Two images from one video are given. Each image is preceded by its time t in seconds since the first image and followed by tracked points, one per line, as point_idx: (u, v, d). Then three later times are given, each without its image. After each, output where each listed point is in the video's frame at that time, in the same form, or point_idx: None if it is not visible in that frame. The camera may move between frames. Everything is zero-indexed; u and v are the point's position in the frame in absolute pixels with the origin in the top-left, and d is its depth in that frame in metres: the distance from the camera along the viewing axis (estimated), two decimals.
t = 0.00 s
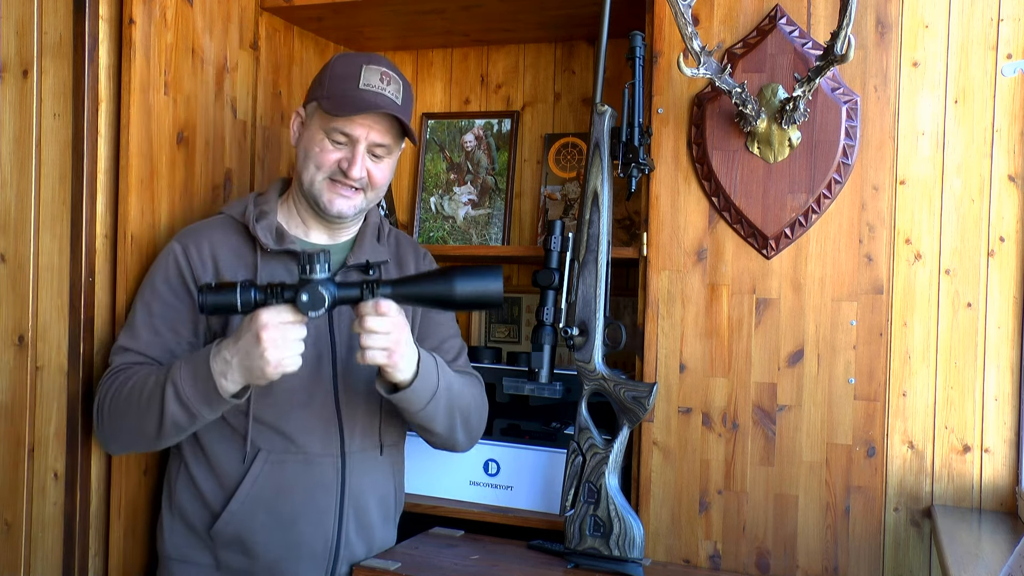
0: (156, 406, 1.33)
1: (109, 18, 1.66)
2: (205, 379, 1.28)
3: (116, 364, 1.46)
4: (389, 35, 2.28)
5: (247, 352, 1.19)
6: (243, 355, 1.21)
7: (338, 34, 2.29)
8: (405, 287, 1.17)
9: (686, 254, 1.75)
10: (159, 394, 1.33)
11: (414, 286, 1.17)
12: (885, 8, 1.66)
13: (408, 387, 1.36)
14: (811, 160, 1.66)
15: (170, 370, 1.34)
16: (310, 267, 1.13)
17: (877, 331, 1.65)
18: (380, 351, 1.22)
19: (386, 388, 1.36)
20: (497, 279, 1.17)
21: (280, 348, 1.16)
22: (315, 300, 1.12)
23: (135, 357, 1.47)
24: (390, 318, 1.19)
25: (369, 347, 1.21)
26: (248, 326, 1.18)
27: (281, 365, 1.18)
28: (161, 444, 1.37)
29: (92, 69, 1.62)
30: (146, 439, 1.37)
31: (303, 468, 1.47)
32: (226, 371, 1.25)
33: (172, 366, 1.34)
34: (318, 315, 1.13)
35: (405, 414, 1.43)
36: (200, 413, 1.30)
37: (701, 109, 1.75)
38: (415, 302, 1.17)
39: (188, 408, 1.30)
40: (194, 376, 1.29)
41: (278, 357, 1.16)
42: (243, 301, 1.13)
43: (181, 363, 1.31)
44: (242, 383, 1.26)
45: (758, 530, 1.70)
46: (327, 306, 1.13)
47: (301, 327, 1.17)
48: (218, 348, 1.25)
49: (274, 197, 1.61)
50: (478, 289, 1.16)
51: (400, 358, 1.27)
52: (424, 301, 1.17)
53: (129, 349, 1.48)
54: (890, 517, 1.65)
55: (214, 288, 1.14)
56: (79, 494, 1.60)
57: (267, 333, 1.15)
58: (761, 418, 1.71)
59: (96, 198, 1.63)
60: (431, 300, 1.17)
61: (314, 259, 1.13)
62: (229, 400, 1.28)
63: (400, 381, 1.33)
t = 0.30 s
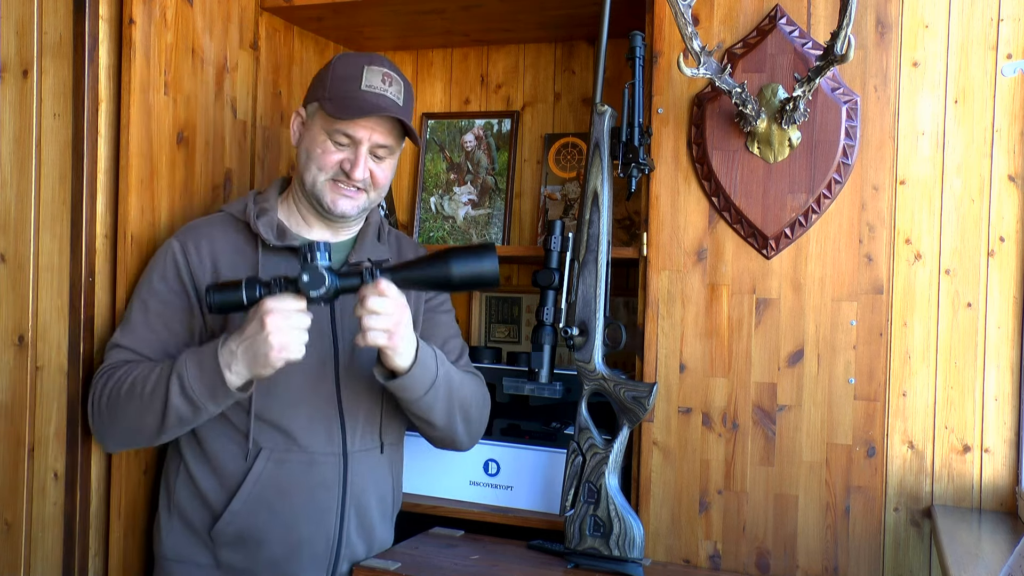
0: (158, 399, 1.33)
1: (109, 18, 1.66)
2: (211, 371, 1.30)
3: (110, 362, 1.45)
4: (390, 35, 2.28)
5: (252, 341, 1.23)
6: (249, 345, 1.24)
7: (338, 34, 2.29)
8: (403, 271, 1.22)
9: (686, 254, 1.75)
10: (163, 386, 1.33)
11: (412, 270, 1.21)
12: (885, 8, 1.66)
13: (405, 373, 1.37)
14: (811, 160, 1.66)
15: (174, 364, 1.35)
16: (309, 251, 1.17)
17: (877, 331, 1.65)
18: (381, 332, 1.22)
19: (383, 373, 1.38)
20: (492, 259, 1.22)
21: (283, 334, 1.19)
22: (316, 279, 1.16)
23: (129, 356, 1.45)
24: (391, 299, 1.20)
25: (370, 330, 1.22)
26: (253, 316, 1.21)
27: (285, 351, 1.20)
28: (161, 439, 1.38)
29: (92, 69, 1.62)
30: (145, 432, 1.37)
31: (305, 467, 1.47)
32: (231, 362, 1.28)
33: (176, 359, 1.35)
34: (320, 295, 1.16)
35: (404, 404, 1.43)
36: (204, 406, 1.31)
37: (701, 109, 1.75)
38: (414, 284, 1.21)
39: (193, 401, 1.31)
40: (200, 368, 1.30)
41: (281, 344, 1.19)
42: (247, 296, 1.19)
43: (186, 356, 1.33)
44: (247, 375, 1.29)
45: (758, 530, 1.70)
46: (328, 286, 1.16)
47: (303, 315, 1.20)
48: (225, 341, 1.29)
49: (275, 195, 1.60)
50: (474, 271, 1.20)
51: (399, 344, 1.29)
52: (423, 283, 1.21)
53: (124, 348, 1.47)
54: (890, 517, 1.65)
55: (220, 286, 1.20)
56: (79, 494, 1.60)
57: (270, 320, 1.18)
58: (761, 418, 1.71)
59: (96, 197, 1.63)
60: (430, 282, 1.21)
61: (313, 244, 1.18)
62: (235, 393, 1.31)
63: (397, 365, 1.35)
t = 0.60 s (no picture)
0: (145, 440, 1.32)
1: (109, 18, 1.66)
2: (200, 427, 1.29)
3: (89, 379, 1.40)
4: (390, 35, 2.28)
5: (248, 414, 1.21)
6: (243, 416, 1.22)
7: (338, 34, 2.29)
8: (406, 350, 1.23)
9: (686, 254, 1.75)
10: (150, 429, 1.32)
11: (416, 348, 1.22)
12: (885, 8, 1.66)
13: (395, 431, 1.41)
14: (811, 159, 1.66)
15: (163, 408, 1.33)
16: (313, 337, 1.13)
17: (877, 331, 1.65)
18: (378, 414, 1.27)
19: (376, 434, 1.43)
20: (497, 345, 1.26)
21: (281, 414, 1.19)
22: (320, 373, 1.12)
23: (112, 372, 1.41)
24: (393, 384, 1.25)
25: (368, 412, 1.26)
26: (250, 389, 1.20)
27: (282, 428, 1.19)
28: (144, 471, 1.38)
29: (92, 70, 1.62)
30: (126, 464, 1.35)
31: (305, 474, 1.46)
32: (224, 424, 1.27)
33: (166, 405, 1.33)
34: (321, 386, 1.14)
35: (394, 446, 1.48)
36: (191, 457, 1.31)
37: (700, 109, 1.75)
38: (416, 365, 1.23)
39: (180, 450, 1.31)
40: (190, 419, 1.30)
41: (279, 424, 1.19)
42: (244, 363, 1.14)
43: (178, 404, 1.32)
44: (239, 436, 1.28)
45: (758, 530, 1.70)
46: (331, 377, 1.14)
47: (301, 393, 1.20)
48: (217, 400, 1.27)
49: (257, 193, 1.57)
50: (478, 355, 1.24)
51: (398, 412, 1.31)
52: (425, 364, 1.23)
53: (104, 360, 1.42)
54: (890, 517, 1.65)
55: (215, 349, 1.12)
56: (79, 494, 1.60)
57: (270, 400, 1.17)
58: (761, 418, 1.70)
59: (96, 198, 1.63)
60: (432, 364, 1.23)
61: (317, 328, 1.14)
62: (221, 449, 1.30)
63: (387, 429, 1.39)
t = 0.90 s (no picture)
0: (138, 431, 1.32)
1: (109, 18, 1.66)
2: (194, 408, 1.29)
3: (72, 387, 1.39)
4: (390, 35, 2.28)
5: (240, 382, 1.22)
6: (236, 385, 1.23)
7: (338, 34, 2.29)
8: (396, 310, 1.22)
9: (686, 254, 1.75)
10: (143, 419, 1.32)
11: (405, 308, 1.22)
12: (885, 8, 1.66)
13: (393, 407, 1.40)
14: (811, 159, 1.66)
15: (152, 397, 1.33)
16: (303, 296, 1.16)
17: (877, 331, 1.65)
18: (373, 375, 1.26)
19: (372, 409, 1.41)
20: (485, 301, 1.26)
21: (274, 379, 1.20)
22: (312, 328, 1.15)
23: (94, 378, 1.40)
24: (384, 343, 1.23)
25: (363, 373, 1.25)
26: (242, 357, 1.20)
27: (275, 396, 1.21)
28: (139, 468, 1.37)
29: (92, 70, 1.62)
30: (121, 461, 1.35)
31: (293, 478, 1.46)
32: (217, 399, 1.27)
33: (156, 393, 1.33)
34: (314, 343, 1.15)
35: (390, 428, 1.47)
36: (188, 439, 1.31)
37: (700, 109, 1.75)
38: (407, 325, 1.23)
39: (174, 433, 1.30)
40: (183, 402, 1.30)
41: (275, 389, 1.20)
42: (235, 330, 1.16)
43: (168, 389, 1.31)
44: (233, 411, 1.28)
45: (758, 530, 1.70)
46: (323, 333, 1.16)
47: (294, 357, 1.20)
48: (209, 376, 1.28)
49: (233, 191, 1.56)
50: (469, 312, 1.24)
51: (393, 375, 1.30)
52: (416, 324, 1.23)
53: (86, 368, 1.41)
54: (890, 517, 1.65)
55: (206, 317, 1.14)
56: (79, 494, 1.61)
57: (264, 362, 1.18)
58: (761, 418, 1.70)
59: (96, 198, 1.63)
60: (422, 324, 1.23)
61: (307, 288, 1.16)
62: (219, 427, 1.30)
63: (385, 402, 1.38)
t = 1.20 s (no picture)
0: (130, 436, 1.32)
1: (109, 18, 1.66)
2: (185, 413, 1.29)
3: (68, 388, 1.40)
4: (390, 35, 2.28)
5: (231, 389, 1.22)
6: (226, 392, 1.23)
7: (338, 34, 2.30)
8: (389, 323, 1.23)
9: (686, 254, 1.75)
10: (135, 424, 1.32)
11: (398, 322, 1.23)
12: (885, 8, 1.66)
13: (386, 415, 1.41)
14: (811, 159, 1.66)
15: (144, 400, 1.33)
16: (295, 306, 1.16)
17: (877, 331, 1.65)
18: (365, 388, 1.27)
19: (366, 418, 1.42)
20: (481, 318, 1.25)
21: (264, 388, 1.20)
22: (303, 340, 1.15)
23: (88, 381, 1.40)
24: (375, 355, 1.24)
25: (354, 386, 1.26)
26: (232, 364, 1.21)
27: (265, 405, 1.22)
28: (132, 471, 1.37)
29: (92, 70, 1.62)
30: (113, 464, 1.35)
31: (286, 480, 1.46)
32: (207, 405, 1.27)
33: (147, 396, 1.33)
34: (305, 354, 1.16)
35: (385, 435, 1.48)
36: (179, 444, 1.31)
37: (700, 109, 1.75)
38: (399, 338, 1.23)
39: (165, 439, 1.30)
40: (174, 408, 1.29)
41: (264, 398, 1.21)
42: (226, 338, 1.17)
43: (159, 394, 1.31)
44: (224, 416, 1.28)
45: (758, 530, 1.70)
46: (315, 345, 1.16)
47: (285, 366, 1.21)
48: (200, 381, 1.28)
49: (228, 193, 1.57)
50: (463, 328, 1.24)
51: (385, 386, 1.32)
52: (409, 337, 1.23)
53: (81, 370, 1.42)
54: (890, 517, 1.65)
55: (198, 324, 1.16)
56: (79, 494, 1.60)
57: (253, 372, 1.19)
58: (761, 418, 1.71)
59: (96, 198, 1.63)
60: (416, 337, 1.23)
61: (300, 298, 1.16)
62: (210, 432, 1.30)
63: (378, 410, 1.39)
